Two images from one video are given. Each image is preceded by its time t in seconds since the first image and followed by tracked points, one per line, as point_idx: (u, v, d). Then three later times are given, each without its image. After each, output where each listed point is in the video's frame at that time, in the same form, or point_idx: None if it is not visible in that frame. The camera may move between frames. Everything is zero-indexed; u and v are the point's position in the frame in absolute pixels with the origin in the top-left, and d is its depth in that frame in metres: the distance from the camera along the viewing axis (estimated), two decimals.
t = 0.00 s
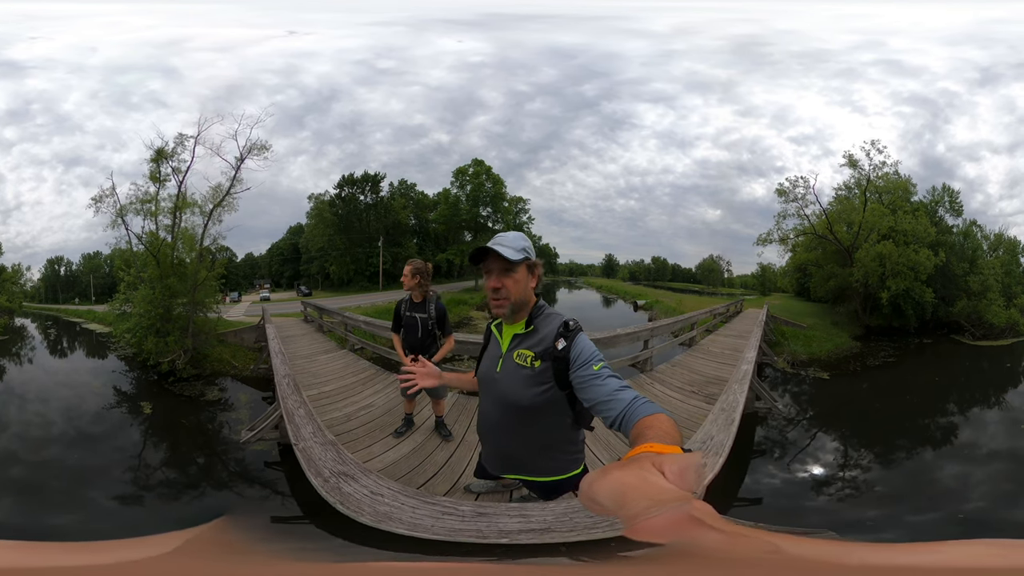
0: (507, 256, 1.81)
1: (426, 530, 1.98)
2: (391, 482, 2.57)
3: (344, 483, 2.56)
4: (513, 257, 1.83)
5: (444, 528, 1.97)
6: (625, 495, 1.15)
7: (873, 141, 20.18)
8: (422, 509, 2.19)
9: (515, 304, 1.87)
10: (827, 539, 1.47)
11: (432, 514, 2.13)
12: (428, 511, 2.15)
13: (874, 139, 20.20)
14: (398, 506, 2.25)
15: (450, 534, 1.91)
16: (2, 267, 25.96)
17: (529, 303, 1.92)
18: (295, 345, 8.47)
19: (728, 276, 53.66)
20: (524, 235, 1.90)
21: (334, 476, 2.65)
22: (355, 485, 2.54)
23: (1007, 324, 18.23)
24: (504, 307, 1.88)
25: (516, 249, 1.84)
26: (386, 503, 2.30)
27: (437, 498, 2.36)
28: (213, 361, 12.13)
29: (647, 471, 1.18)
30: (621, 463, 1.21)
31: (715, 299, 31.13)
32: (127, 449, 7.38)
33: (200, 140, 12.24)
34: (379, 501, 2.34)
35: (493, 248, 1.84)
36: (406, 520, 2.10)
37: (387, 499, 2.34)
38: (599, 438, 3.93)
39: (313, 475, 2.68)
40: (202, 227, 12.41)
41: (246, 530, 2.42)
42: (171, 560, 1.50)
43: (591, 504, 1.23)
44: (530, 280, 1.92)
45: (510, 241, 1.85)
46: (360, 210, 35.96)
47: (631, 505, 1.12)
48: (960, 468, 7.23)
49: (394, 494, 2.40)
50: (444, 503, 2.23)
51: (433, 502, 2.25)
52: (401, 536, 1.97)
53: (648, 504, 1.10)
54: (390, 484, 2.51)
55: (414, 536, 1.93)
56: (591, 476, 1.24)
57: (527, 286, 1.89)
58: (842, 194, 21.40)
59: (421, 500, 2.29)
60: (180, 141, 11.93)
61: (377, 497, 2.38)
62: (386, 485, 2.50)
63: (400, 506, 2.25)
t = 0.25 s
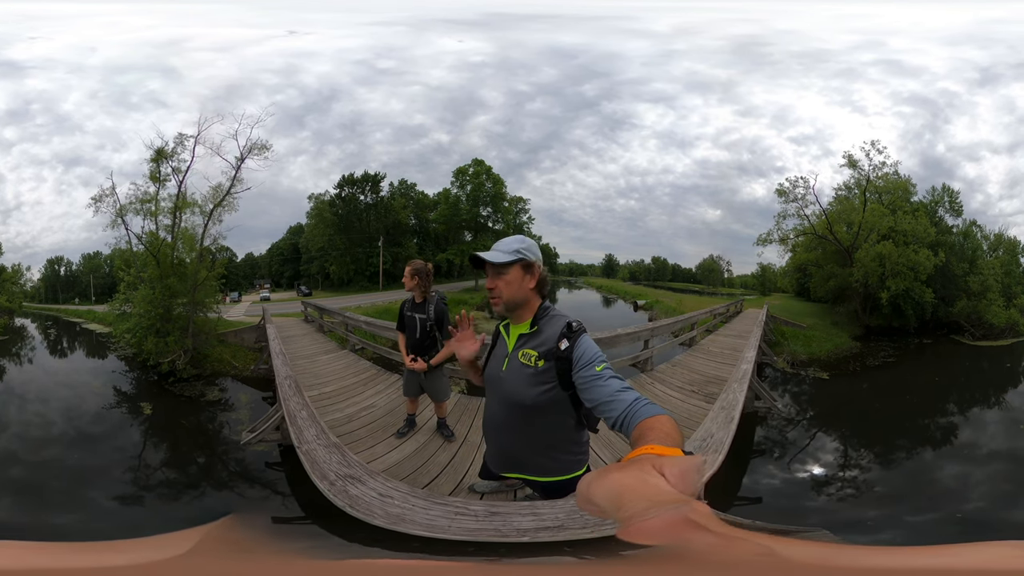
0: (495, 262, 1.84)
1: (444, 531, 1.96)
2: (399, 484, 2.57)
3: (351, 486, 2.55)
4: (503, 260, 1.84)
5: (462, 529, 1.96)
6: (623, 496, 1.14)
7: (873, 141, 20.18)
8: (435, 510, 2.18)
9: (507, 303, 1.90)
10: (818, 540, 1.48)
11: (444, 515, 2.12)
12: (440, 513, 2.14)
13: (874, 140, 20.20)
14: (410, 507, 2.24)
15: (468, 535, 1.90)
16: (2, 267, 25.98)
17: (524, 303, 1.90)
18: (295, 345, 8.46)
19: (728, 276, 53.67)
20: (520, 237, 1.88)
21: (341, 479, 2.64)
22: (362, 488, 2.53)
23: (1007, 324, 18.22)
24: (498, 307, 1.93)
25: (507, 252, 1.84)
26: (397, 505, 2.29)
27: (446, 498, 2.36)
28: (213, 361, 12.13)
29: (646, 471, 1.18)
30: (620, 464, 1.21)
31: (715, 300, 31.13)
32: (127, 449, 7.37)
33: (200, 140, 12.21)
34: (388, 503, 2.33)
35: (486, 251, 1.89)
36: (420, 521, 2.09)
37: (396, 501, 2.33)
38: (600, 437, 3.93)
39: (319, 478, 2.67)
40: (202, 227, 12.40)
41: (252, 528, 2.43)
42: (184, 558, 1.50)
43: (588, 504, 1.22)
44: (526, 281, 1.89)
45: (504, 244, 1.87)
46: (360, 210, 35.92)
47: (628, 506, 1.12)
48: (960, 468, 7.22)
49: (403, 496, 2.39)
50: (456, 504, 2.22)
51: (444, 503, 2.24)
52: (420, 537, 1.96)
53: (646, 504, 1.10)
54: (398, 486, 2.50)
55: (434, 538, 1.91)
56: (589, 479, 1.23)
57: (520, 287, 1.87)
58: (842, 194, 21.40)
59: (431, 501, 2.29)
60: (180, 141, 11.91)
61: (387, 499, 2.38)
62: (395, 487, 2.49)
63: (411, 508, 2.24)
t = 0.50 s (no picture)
0: (492, 264, 1.90)
1: (462, 531, 1.88)
2: (405, 487, 2.54)
3: (357, 489, 2.53)
4: (501, 258, 1.88)
5: (478, 529, 1.88)
6: (609, 502, 1.12)
7: (872, 141, 20.18)
8: (446, 512, 2.15)
9: (506, 301, 1.93)
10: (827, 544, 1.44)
11: (457, 517, 2.07)
12: (453, 515, 2.09)
13: (874, 140, 20.20)
14: (420, 510, 2.21)
15: (482, 534, 1.82)
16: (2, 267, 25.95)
17: (522, 304, 1.88)
18: (295, 345, 8.44)
19: (728, 276, 53.66)
20: (523, 238, 1.88)
21: (346, 483, 2.62)
22: (368, 491, 2.51)
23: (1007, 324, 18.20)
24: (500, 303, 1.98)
25: (506, 252, 1.87)
26: (406, 508, 2.26)
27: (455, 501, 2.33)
28: (213, 361, 12.11)
29: (641, 481, 1.15)
30: (615, 469, 1.18)
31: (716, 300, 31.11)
32: (127, 449, 7.35)
33: (200, 140, 12.19)
34: (397, 506, 2.30)
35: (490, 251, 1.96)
36: (433, 523, 2.04)
37: (404, 504, 2.30)
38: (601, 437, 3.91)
39: (322, 482, 2.65)
40: (202, 227, 12.38)
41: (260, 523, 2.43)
42: (196, 552, 1.50)
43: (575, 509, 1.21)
44: (523, 282, 1.86)
45: (504, 247, 1.90)
46: (360, 210, 35.91)
47: (613, 512, 1.10)
48: (960, 468, 7.20)
49: (410, 498, 2.37)
50: (468, 506, 2.18)
51: (455, 505, 2.21)
52: (436, 537, 1.88)
53: (633, 511, 1.07)
54: (405, 488, 2.48)
55: (453, 536, 1.82)
56: (579, 481, 1.22)
57: (516, 287, 1.86)
58: (842, 194, 21.39)
59: (441, 503, 2.25)
60: (180, 141, 11.89)
61: (394, 502, 2.35)
62: (402, 490, 2.47)
63: (422, 511, 2.20)
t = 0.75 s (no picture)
0: (505, 261, 1.86)
1: (465, 532, 1.87)
2: (407, 488, 2.53)
3: (357, 491, 2.51)
4: (512, 257, 1.85)
5: (482, 530, 1.86)
6: (605, 503, 1.12)
7: (873, 141, 20.18)
8: (449, 513, 2.13)
9: (515, 299, 1.91)
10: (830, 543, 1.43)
11: (458, 518, 2.05)
12: (454, 517, 2.07)
13: (874, 140, 20.18)
14: (422, 511, 2.20)
15: (484, 535, 1.79)
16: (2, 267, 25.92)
17: (531, 303, 1.88)
18: (295, 345, 8.42)
19: (728, 276, 53.66)
20: (534, 237, 1.86)
21: (346, 484, 2.61)
22: (369, 492, 2.50)
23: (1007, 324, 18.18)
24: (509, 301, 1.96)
25: (518, 252, 1.85)
26: (407, 510, 2.24)
27: (458, 502, 2.31)
28: (213, 361, 12.10)
29: (641, 483, 1.13)
30: (615, 471, 1.18)
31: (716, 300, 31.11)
32: (127, 450, 7.34)
33: (200, 140, 12.17)
34: (398, 507, 2.29)
35: (500, 249, 1.92)
36: (436, 524, 2.03)
37: (405, 505, 2.29)
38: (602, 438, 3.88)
39: (322, 484, 2.65)
40: (202, 226, 12.37)
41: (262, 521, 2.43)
42: (196, 552, 1.49)
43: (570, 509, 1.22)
44: (535, 281, 1.85)
45: (517, 244, 1.88)
46: (360, 210, 35.88)
47: (608, 513, 1.09)
48: (960, 468, 7.18)
49: (412, 500, 2.35)
50: (470, 507, 2.16)
51: (457, 506, 2.20)
52: (439, 538, 1.85)
53: (629, 512, 1.06)
54: (407, 490, 2.46)
55: (456, 537, 1.80)
56: (578, 482, 1.22)
57: (527, 287, 1.85)
58: (842, 194, 21.38)
59: (443, 505, 2.23)
60: (180, 141, 11.86)
61: (395, 503, 2.34)
62: (404, 491, 2.46)
63: (423, 512, 2.18)
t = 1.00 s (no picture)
0: (522, 257, 1.81)
1: (463, 534, 1.87)
2: (405, 490, 2.53)
3: (355, 493, 2.51)
4: (530, 256, 1.82)
5: (481, 531, 1.86)
6: (617, 503, 1.11)
7: (873, 141, 20.18)
8: (447, 515, 2.13)
9: (526, 299, 1.86)
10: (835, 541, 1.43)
11: (457, 520, 2.05)
12: (453, 519, 2.07)
13: (874, 140, 20.17)
14: (420, 512, 2.19)
15: (482, 538, 1.79)
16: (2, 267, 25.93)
17: (542, 304, 1.87)
18: (295, 345, 8.42)
19: (728, 276, 53.70)
20: (547, 238, 1.87)
21: (344, 486, 2.60)
22: (367, 494, 2.50)
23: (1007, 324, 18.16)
24: (518, 302, 1.90)
25: (535, 250, 1.82)
26: (405, 511, 2.24)
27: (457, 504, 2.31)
28: (213, 361, 12.10)
29: (649, 483, 1.13)
30: (622, 471, 1.17)
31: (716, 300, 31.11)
32: (127, 450, 7.34)
33: (200, 140, 12.16)
34: (396, 509, 2.29)
35: (513, 244, 1.86)
36: (433, 526, 2.03)
37: (403, 507, 2.29)
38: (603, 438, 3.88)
39: (321, 485, 2.64)
40: (202, 226, 12.37)
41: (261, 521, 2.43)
42: (194, 553, 1.49)
43: (581, 514, 1.21)
44: (548, 282, 1.86)
45: (532, 242, 1.85)
46: (361, 210, 35.87)
47: (620, 514, 1.09)
48: (960, 468, 7.18)
49: (410, 501, 2.35)
50: (469, 509, 2.16)
51: (456, 508, 2.19)
52: (438, 541, 1.85)
53: (642, 512, 1.06)
54: (405, 492, 2.46)
55: (455, 539, 1.79)
56: (586, 482, 1.21)
57: (541, 287, 1.84)
58: (842, 194, 21.37)
59: (441, 507, 2.23)
60: (180, 140, 11.85)
61: (393, 505, 2.33)
62: (402, 493, 2.45)
63: (421, 514, 2.18)
